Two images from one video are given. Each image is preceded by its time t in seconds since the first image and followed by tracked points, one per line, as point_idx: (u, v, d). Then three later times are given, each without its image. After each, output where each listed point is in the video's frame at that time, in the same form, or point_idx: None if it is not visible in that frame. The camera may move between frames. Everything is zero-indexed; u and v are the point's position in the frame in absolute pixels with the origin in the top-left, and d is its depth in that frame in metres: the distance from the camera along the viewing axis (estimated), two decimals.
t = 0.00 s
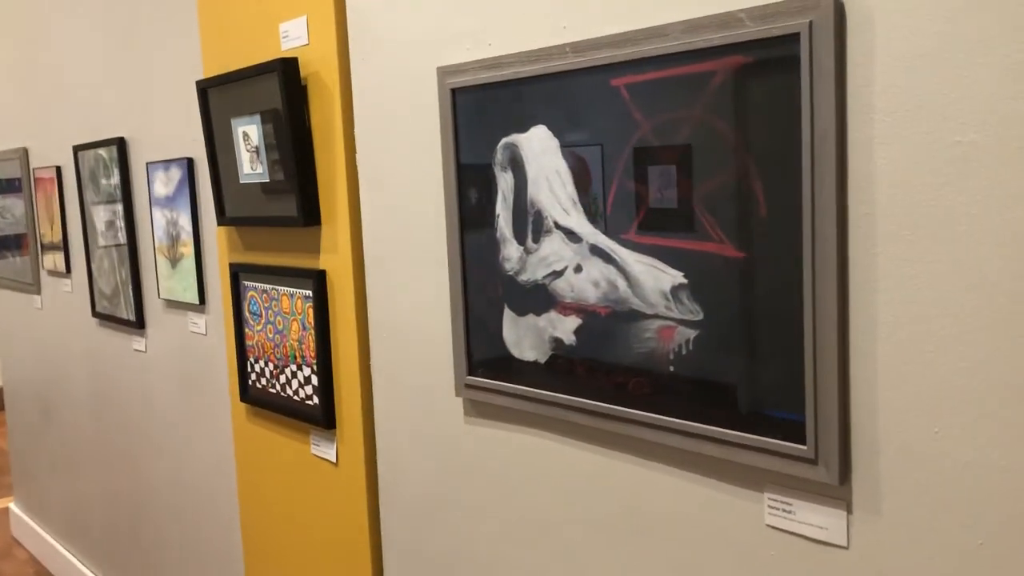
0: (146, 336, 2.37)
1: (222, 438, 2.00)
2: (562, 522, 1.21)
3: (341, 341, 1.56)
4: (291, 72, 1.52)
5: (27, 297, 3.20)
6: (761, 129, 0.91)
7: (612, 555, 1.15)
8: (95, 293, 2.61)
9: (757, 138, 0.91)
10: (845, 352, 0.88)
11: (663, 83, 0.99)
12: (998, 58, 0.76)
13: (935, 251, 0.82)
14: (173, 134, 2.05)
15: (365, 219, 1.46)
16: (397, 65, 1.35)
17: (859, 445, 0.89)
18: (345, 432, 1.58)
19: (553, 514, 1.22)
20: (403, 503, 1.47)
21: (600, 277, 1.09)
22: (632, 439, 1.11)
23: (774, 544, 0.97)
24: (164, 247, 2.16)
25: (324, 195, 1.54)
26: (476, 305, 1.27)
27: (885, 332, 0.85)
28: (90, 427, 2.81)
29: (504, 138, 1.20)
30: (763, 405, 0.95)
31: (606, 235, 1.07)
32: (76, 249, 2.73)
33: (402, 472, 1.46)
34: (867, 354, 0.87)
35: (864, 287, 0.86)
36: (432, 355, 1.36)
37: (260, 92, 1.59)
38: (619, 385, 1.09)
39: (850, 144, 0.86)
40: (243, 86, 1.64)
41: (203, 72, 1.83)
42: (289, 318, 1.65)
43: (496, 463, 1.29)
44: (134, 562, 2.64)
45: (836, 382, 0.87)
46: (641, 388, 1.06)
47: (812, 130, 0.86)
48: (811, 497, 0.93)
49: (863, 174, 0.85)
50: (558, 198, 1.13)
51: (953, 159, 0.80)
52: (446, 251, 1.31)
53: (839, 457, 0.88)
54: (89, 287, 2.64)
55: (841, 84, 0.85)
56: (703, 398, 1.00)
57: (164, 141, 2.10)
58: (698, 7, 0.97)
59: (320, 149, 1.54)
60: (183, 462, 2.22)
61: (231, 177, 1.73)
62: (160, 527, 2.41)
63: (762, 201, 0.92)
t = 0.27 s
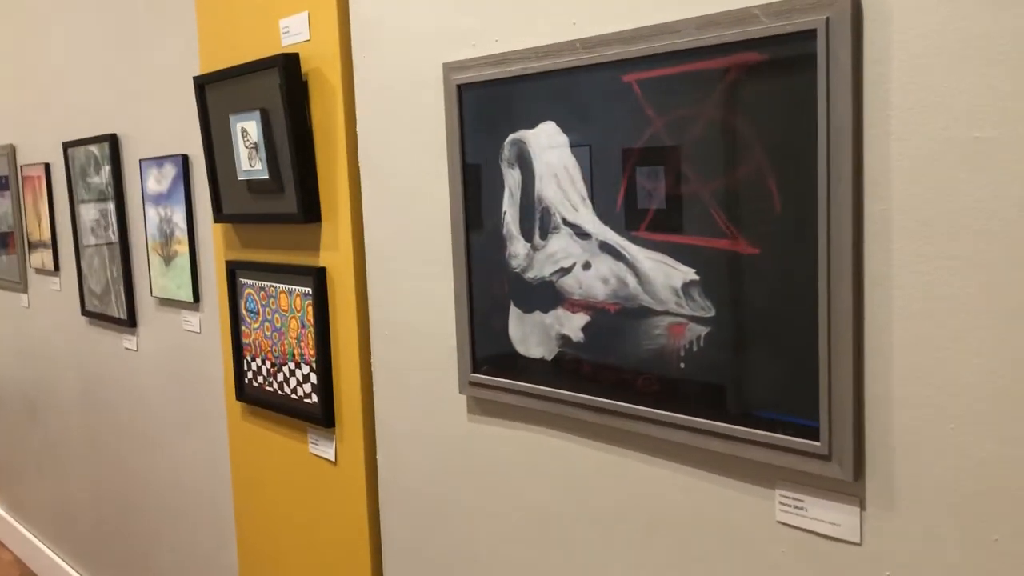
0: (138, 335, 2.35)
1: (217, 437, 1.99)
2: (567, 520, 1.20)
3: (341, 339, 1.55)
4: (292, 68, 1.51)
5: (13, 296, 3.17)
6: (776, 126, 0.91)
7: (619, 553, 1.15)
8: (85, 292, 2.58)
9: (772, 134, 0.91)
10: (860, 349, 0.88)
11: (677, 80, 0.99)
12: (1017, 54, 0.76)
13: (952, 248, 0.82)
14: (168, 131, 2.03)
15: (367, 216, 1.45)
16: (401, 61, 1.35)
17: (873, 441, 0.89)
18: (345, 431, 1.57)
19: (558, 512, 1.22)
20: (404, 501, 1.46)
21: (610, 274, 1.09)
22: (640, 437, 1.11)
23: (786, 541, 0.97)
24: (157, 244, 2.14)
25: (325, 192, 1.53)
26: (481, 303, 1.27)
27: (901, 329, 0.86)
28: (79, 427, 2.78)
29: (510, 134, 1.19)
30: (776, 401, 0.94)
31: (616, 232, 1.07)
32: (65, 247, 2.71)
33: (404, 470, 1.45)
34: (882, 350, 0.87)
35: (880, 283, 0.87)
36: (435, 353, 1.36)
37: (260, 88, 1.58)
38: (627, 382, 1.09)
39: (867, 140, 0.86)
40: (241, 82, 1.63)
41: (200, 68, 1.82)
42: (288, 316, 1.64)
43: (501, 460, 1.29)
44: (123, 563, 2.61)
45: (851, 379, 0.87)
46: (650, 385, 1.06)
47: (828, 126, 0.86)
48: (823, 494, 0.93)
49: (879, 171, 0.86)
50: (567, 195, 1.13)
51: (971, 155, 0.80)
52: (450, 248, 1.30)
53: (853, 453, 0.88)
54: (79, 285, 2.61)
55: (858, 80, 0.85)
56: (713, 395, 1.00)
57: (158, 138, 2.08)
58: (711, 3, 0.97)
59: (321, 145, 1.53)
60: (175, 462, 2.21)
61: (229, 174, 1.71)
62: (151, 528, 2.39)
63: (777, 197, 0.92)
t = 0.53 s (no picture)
0: (132, 337, 2.33)
1: (214, 440, 1.97)
2: (575, 522, 1.20)
3: (343, 341, 1.53)
4: (294, 67, 1.49)
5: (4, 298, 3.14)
6: (792, 126, 0.90)
7: (628, 556, 1.14)
8: (78, 293, 2.56)
9: (788, 134, 0.91)
10: (877, 349, 0.88)
11: (690, 79, 0.99)
12: None
13: (970, 249, 0.82)
14: (165, 131, 2.02)
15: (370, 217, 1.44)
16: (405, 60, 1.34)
17: (889, 443, 0.88)
18: (347, 433, 1.55)
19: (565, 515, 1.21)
20: (407, 504, 1.45)
21: (621, 275, 1.08)
22: (651, 439, 1.10)
23: (800, 543, 0.96)
24: (153, 245, 2.12)
25: (327, 192, 1.52)
26: (488, 304, 1.26)
27: (918, 329, 0.85)
28: (70, 430, 2.76)
29: (518, 134, 1.18)
30: (791, 402, 0.94)
31: (627, 233, 1.06)
32: (58, 248, 2.68)
33: (407, 473, 1.44)
34: (899, 350, 0.87)
35: (897, 283, 0.86)
36: (440, 354, 1.35)
37: (260, 88, 1.56)
38: (638, 384, 1.08)
39: (884, 140, 0.86)
40: (241, 82, 1.61)
41: (198, 67, 1.80)
42: (288, 317, 1.63)
43: (507, 463, 1.28)
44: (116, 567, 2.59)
45: (868, 379, 0.87)
46: (662, 386, 1.06)
47: (846, 125, 0.86)
48: (839, 496, 0.92)
49: (897, 170, 0.85)
50: (577, 195, 1.12)
51: (990, 154, 0.80)
52: (456, 249, 1.30)
53: (870, 455, 0.88)
54: (72, 287, 2.59)
55: (875, 79, 0.85)
56: (726, 396, 0.99)
57: (154, 138, 2.06)
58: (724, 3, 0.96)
59: (323, 145, 1.51)
60: (171, 465, 2.19)
61: (228, 174, 1.70)
62: (145, 531, 2.37)
63: (793, 198, 0.91)
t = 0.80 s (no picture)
0: (127, 345, 2.30)
1: (214, 448, 1.95)
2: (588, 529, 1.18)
3: (347, 347, 1.52)
4: (296, 71, 1.48)
5: None
6: (811, 125, 0.90)
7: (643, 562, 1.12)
8: (71, 302, 2.53)
9: (808, 133, 0.90)
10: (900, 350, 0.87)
11: (705, 80, 0.98)
12: None
13: (993, 248, 0.81)
14: (161, 137, 2.00)
15: (374, 221, 1.43)
16: (409, 63, 1.32)
17: (913, 445, 0.87)
18: (352, 441, 1.54)
19: (578, 521, 1.20)
20: (414, 512, 1.44)
21: (634, 278, 1.07)
22: (666, 443, 1.09)
23: (821, 547, 0.95)
24: (149, 252, 2.09)
25: (329, 197, 1.50)
26: (497, 308, 1.25)
27: (942, 329, 0.84)
28: (63, 440, 2.72)
29: (529, 136, 1.17)
30: (812, 405, 0.93)
31: (641, 235, 1.05)
32: (50, 256, 2.65)
33: (414, 480, 1.43)
34: (923, 352, 0.86)
35: (920, 284, 0.85)
36: (447, 360, 1.33)
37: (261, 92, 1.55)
38: (653, 388, 1.07)
39: (907, 139, 0.85)
40: (242, 86, 1.59)
41: (196, 72, 1.78)
42: (290, 323, 1.61)
43: (518, 469, 1.26)
44: None
45: (892, 380, 0.86)
46: (678, 390, 1.04)
47: (866, 124, 0.85)
48: (861, 499, 0.91)
49: (919, 169, 0.84)
50: (589, 199, 1.10)
51: (1015, 152, 0.79)
52: (464, 253, 1.28)
53: (894, 457, 0.87)
54: (64, 295, 2.56)
55: (897, 78, 0.84)
56: (744, 399, 0.98)
57: (150, 144, 2.04)
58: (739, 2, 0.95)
59: (325, 149, 1.50)
60: (168, 474, 2.16)
61: (228, 179, 1.68)
62: (142, 541, 2.34)
63: (812, 198, 0.90)
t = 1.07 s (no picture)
0: (127, 358, 2.27)
1: (219, 462, 1.92)
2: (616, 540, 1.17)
3: (361, 358, 1.50)
4: (307, 79, 1.46)
5: None
6: (851, 130, 0.89)
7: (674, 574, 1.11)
8: (67, 314, 2.49)
9: (847, 138, 0.89)
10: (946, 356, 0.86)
11: (738, 85, 0.96)
12: None
13: None
14: (163, 147, 1.97)
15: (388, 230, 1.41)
16: (426, 69, 1.31)
17: (958, 452, 0.86)
18: (366, 453, 1.51)
19: (605, 532, 1.18)
20: (432, 525, 1.42)
21: (665, 285, 1.05)
22: (697, 453, 1.07)
23: (862, 557, 0.94)
24: (150, 263, 2.06)
25: (342, 206, 1.48)
26: (519, 317, 1.23)
27: (989, 335, 0.83)
28: (58, 454, 2.68)
29: (552, 143, 1.16)
30: (852, 412, 0.92)
31: (672, 242, 1.04)
32: (44, 267, 2.61)
33: (432, 492, 1.41)
34: (968, 358, 0.85)
35: (965, 289, 0.84)
36: (467, 370, 1.32)
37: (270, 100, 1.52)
38: (685, 397, 1.05)
39: (950, 142, 0.84)
40: (249, 94, 1.57)
41: (200, 80, 1.76)
42: (301, 334, 1.59)
43: (542, 480, 1.25)
44: None
45: (937, 387, 0.85)
46: (711, 399, 1.03)
47: (909, 128, 0.84)
48: (904, 507, 0.90)
49: (964, 174, 0.83)
50: (617, 205, 1.09)
51: None
52: (484, 262, 1.26)
53: (938, 465, 0.86)
54: (60, 307, 2.52)
55: (940, 81, 0.83)
56: (781, 407, 0.97)
57: (151, 153, 2.01)
58: (773, 5, 0.94)
59: (338, 158, 1.48)
60: (170, 489, 2.13)
61: (235, 189, 1.65)
62: (142, 556, 2.30)
63: (852, 203, 0.89)
